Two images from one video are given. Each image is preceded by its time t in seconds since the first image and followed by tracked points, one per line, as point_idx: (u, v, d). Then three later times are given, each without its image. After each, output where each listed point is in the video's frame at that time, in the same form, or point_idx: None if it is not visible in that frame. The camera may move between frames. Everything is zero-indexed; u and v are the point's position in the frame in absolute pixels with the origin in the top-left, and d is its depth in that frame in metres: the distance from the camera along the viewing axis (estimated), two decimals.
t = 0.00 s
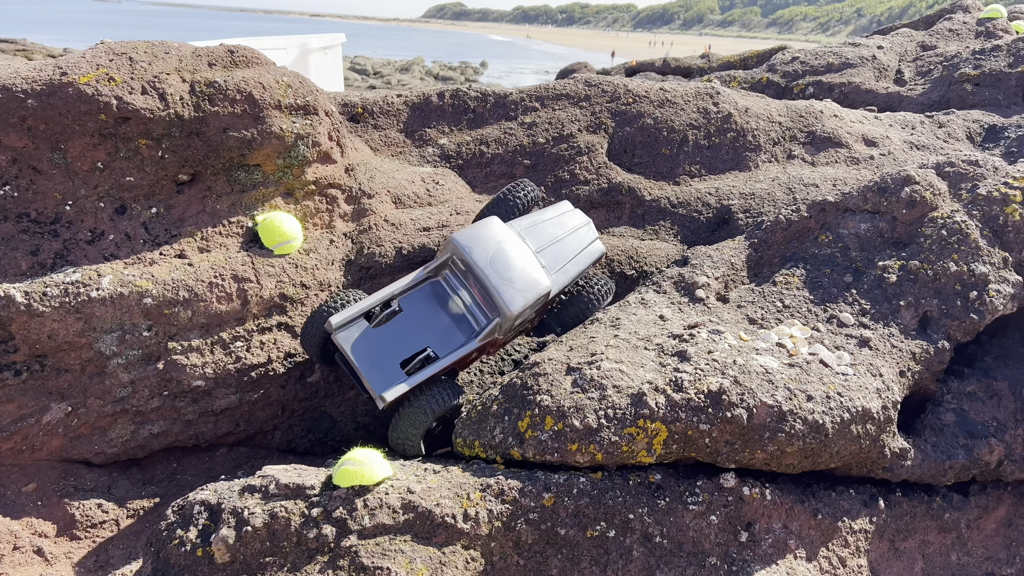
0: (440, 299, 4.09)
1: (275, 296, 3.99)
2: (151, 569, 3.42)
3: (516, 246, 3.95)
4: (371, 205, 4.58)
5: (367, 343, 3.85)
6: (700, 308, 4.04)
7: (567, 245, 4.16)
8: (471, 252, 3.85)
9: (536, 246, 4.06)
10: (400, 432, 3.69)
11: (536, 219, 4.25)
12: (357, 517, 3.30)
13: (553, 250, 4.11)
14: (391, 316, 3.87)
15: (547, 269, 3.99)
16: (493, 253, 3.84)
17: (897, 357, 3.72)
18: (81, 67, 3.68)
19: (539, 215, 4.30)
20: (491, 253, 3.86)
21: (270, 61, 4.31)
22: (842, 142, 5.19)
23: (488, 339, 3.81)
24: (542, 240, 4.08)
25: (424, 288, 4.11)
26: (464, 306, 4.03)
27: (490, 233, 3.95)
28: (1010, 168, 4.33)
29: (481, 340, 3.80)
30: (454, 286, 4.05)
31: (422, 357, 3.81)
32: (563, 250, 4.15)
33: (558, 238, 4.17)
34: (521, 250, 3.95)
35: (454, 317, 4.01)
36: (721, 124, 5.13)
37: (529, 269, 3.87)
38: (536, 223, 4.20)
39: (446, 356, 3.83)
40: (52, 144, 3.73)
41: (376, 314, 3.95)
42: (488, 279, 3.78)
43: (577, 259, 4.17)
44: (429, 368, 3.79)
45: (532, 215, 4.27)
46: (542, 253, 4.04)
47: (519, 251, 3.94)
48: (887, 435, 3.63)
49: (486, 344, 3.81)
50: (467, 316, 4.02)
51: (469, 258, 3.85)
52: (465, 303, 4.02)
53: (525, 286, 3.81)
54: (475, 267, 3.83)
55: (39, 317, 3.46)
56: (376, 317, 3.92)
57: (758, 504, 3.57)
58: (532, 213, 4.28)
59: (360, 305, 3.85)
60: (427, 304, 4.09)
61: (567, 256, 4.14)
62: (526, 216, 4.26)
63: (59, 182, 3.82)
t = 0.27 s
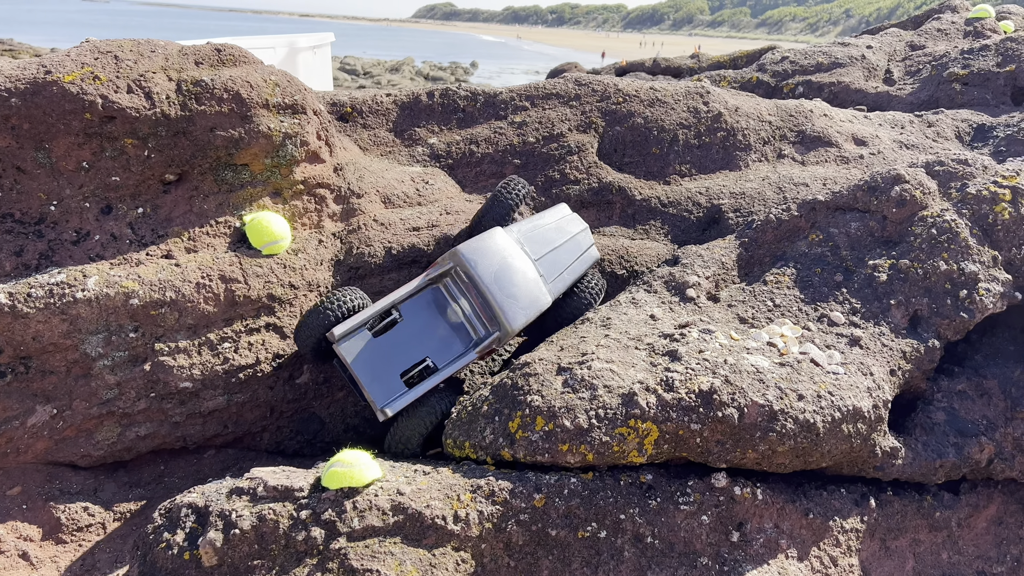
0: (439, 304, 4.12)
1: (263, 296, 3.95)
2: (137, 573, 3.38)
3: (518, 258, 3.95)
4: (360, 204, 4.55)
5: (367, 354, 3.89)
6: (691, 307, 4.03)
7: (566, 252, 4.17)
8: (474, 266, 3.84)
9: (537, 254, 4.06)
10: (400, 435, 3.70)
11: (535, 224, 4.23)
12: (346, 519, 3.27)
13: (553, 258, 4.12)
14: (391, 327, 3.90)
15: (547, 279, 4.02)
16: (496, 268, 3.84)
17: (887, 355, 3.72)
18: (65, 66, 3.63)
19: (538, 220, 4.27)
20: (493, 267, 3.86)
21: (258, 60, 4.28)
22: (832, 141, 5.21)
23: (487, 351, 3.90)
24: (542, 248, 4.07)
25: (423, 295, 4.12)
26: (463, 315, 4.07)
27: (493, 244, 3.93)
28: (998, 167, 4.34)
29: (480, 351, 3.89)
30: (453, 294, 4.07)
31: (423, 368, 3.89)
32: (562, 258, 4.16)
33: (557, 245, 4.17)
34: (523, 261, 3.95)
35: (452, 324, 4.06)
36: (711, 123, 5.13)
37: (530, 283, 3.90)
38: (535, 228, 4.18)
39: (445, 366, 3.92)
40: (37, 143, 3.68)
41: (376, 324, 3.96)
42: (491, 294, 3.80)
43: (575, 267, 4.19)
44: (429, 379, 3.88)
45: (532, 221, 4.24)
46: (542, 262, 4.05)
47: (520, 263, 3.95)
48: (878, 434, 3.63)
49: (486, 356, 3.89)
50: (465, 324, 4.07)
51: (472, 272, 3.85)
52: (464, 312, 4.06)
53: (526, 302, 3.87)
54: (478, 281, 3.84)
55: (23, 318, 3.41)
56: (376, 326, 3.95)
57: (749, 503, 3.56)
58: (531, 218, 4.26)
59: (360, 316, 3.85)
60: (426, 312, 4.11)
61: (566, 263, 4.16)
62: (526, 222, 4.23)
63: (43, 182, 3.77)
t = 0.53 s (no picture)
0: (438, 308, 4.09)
1: (252, 296, 3.92)
2: None
3: (521, 268, 3.94)
4: (350, 204, 4.53)
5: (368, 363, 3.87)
6: (682, 306, 4.03)
7: (567, 256, 4.16)
8: (478, 278, 3.82)
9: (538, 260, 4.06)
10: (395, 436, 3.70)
11: (536, 226, 4.18)
12: (337, 519, 3.25)
13: (554, 262, 4.11)
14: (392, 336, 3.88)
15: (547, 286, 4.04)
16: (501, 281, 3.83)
17: (877, 353, 3.73)
18: (51, 64, 3.60)
19: (539, 221, 4.22)
20: (497, 278, 3.84)
21: (247, 58, 4.26)
22: (822, 140, 5.23)
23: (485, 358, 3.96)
24: (544, 253, 4.05)
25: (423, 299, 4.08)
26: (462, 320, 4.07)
27: (496, 254, 3.89)
28: (987, 166, 4.37)
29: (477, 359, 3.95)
30: (454, 300, 4.04)
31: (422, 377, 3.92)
32: (563, 262, 4.16)
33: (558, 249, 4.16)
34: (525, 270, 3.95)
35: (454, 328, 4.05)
36: (701, 122, 5.14)
37: (533, 296, 3.92)
38: (537, 231, 4.13)
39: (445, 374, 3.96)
40: (22, 142, 3.64)
41: (377, 331, 3.93)
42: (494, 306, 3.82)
43: (575, 271, 4.21)
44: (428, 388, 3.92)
45: (534, 223, 4.19)
46: (544, 267, 4.05)
47: (522, 272, 3.94)
48: (869, 432, 3.64)
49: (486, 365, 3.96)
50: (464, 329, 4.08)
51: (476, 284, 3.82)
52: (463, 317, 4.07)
53: (528, 315, 3.90)
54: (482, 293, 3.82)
55: (9, 318, 3.37)
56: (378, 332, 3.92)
57: (740, 502, 3.56)
58: (533, 220, 4.20)
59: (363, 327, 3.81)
60: (427, 317, 4.07)
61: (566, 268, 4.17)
62: (527, 224, 4.18)
63: (29, 181, 3.72)
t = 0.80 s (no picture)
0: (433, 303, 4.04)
1: (243, 295, 3.90)
2: None
3: (512, 262, 3.92)
4: (342, 203, 4.51)
5: (361, 365, 3.87)
6: (674, 305, 4.03)
7: (562, 248, 4.14)
8: (469, 278, 3.79)
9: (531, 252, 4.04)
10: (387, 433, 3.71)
11: (529, 220, 4.14)
12: (327, 520, 3.24)
13: (548, 256, 4.08)
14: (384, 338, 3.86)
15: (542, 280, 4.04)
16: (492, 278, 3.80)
17: (868, 353, 3.74)
18: (41, 62, 3.58)
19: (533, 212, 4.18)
20: (489, 274, 3.82)
21: (238, 57, 4.24)
22: (813, 140, 5.24)
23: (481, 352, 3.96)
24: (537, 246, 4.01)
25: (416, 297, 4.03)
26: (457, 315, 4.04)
27: (487, 252, 3.86)
28: (977, 165, 4.38)
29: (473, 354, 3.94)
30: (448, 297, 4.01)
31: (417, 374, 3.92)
32: (558, 254, 4.15)
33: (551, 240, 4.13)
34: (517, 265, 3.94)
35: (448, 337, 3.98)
36: (694, 122, 5.15)
37: (526, 291, 3.90)
38: (531, 226, 4.09)
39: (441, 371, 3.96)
40: (11, 140, 3.62)
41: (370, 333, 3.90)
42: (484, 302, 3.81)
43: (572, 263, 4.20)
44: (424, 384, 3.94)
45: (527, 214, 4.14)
46: (536, 262, 4.02)
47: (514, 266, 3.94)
48: (860, 431, 3.65)
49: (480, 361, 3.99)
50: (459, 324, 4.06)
51: (468, 282, 3.80)
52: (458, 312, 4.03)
53: (521, 311, 3.89)
54: (475, 291, 3.81)
55: None
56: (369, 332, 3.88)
57: (732, 501, 3.56)
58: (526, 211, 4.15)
59: (356, 332, 3.77)
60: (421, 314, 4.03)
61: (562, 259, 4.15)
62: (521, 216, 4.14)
63: (18, 180, 3.70)
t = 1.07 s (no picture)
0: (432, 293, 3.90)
1: (236, 294, 3.88)
2: None
3: (503, 254, 3.68)
4: (335, 202, 4.50)
5: (343, 346, 3.84)
6: (667, 305, 4.03)
7: (558, 245, 3.74)
8: (430, 270, 3.59)
9: (529, 250, 3.71)
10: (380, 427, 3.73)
11: (530, 214, 3.80)
12: (319, 520, 3.23)
13: (538, 258, 3.71)
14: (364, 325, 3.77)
15: (530, 279, 3.71)
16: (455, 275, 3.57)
17: (861, 353, 3.75)
18: (32, 60, 3.57)
19: (537, 205, 3.83)
20: (464, 258, 3.60)
21: (231, 56, 4.23)
22: (808, 140, 5.25)
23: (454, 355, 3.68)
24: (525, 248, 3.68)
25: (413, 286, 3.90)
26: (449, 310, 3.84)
27: (458, 245, 3.61)
28: (970, 165, 4.39)
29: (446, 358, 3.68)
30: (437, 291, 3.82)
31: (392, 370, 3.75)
32: (564, 251, 3.75)
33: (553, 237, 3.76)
34: (505, 261, 3.69)
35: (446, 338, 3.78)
36: (688, 121, 5.15)
37: (492, 295, 3.58)
38: (528, 221, 3.77)
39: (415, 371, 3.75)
40: (2, 139, 3.60)
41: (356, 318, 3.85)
42: (444, 296, 3.59)
43: (579, 263, 3.79)
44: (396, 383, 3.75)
45: (528, 207, 3.82)
46: (524, 265, 3.69)
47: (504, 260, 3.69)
48: (852, 431, 3.65)
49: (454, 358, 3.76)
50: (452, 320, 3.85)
51: (433, 264, 3.59)
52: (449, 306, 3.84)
53: (483, 316, 3.57)
54: (439, 275, 3.60)
55: None
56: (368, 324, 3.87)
57: (725, 501, 3.56)
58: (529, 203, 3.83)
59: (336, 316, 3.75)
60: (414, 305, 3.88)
61: (567, 259, 3.76)
62: (523, 209, 3.82)
63: (9, 179, 3.68)
